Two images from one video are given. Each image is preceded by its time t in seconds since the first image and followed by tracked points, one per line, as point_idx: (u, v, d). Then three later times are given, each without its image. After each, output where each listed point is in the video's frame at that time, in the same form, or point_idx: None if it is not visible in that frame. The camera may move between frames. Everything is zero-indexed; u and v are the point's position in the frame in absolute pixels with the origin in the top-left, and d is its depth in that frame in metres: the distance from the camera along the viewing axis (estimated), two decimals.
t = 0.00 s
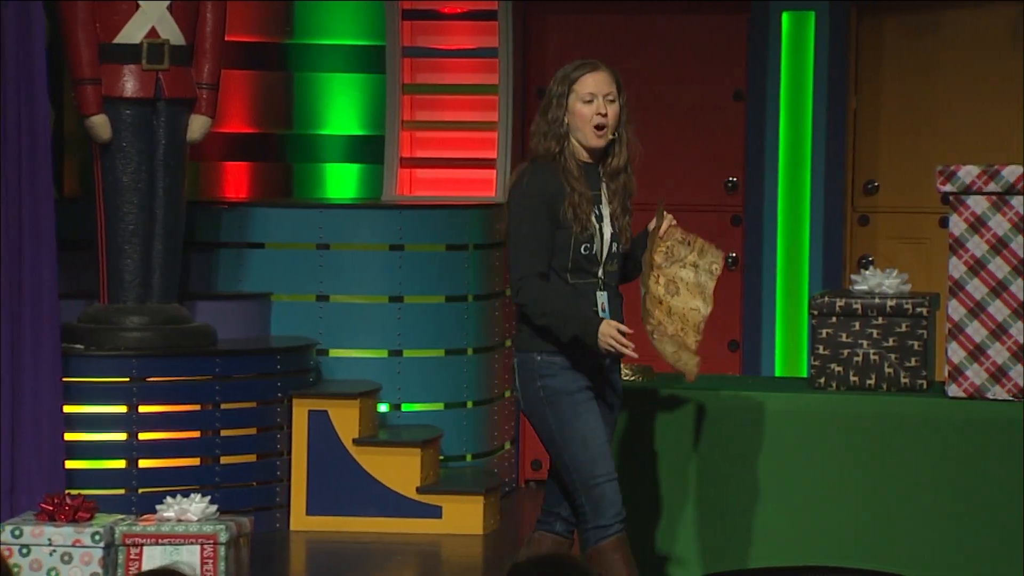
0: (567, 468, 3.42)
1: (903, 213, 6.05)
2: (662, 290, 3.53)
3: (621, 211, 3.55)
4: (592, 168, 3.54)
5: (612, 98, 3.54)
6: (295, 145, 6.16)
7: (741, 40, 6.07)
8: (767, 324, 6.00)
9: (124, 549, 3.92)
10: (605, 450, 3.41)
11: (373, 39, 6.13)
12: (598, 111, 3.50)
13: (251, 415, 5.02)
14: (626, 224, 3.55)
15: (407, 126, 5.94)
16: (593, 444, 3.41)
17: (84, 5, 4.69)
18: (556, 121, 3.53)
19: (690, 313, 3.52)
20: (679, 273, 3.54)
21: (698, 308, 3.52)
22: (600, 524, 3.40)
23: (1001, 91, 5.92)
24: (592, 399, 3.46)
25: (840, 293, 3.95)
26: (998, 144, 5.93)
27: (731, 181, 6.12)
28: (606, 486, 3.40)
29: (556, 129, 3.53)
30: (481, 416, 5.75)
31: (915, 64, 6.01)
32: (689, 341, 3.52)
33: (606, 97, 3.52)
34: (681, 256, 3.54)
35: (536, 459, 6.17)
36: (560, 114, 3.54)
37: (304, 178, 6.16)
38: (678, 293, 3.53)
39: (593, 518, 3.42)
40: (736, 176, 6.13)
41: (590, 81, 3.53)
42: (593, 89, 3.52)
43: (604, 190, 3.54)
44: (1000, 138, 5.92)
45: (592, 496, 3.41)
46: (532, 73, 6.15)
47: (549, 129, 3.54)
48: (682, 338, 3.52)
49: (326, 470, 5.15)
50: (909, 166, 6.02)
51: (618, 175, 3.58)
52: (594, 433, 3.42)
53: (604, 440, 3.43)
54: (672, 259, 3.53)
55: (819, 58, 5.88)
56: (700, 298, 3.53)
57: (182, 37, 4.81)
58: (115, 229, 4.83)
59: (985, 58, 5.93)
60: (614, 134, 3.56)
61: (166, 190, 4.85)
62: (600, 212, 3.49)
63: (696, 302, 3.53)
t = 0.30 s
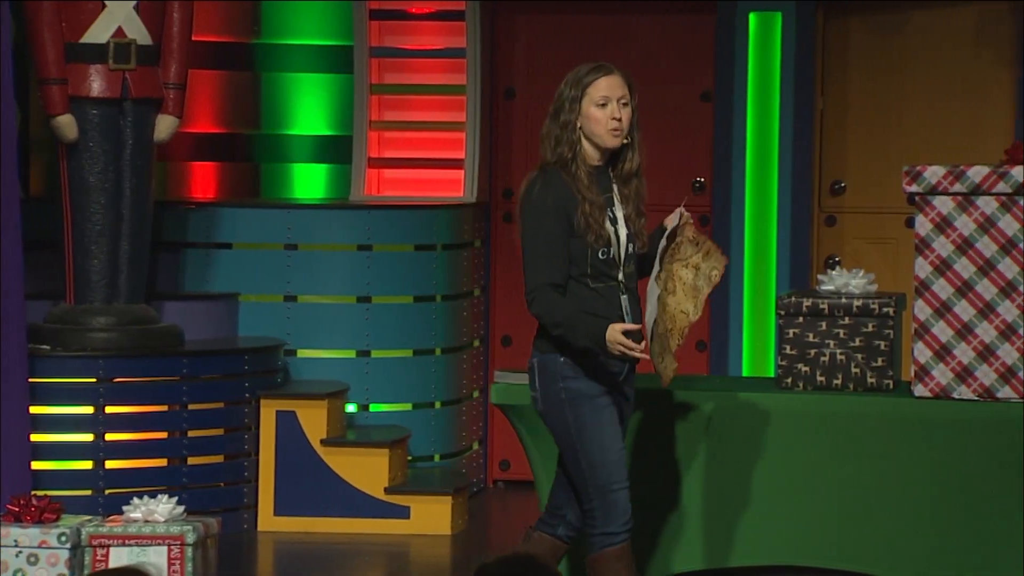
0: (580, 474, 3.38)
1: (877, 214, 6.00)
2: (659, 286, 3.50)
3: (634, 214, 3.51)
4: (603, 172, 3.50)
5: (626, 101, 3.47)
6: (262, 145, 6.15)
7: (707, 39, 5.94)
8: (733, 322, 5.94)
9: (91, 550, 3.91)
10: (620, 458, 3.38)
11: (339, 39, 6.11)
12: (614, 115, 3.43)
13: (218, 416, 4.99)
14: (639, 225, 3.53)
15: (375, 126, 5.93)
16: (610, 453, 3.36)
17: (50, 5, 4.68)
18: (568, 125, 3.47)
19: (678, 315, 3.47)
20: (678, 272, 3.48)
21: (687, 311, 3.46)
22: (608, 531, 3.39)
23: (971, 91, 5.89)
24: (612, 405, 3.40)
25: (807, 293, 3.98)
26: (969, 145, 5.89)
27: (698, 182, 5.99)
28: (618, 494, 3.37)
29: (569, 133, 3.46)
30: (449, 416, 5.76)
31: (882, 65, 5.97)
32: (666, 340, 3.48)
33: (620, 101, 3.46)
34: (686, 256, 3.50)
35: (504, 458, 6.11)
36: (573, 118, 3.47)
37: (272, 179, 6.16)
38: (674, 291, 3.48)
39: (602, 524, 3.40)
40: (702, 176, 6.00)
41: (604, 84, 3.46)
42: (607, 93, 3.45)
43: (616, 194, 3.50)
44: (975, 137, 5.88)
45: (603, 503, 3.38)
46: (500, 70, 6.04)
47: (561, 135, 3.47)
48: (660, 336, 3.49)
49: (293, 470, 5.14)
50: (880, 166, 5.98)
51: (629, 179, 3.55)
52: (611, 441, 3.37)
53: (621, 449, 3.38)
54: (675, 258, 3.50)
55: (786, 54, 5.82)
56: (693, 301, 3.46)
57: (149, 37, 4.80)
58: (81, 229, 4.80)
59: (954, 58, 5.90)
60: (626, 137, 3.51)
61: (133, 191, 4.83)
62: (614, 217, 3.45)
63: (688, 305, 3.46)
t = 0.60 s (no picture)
0: (556, 472, 3.29)
1: (835, 213, 6.00)
2: (650, 270, 3.32)
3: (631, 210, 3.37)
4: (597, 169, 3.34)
5: (616, 94, 3.31)
6: (218, 145, 6.13)
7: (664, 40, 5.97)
8: (691, 322, 5.97)
9: (46, 551, 3.90)
10: (598, 464, 3.27)
11: (296, 40, 6.09)
12: (605, 110, 3.27)
13: (173, 416, 4.97)
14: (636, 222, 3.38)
15: (332, 126, 5.92)
16: (589, 457, 3.26)
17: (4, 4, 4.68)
18: (560, 123, 3.30)
19: (664, 304, 3.31)
20: (672, 261, 3.35)
21: (676, 301, 3.31)
22: (575, 532, 3.31)
23: (929, 90, 5.89)
24: (602, 410, 3.28)
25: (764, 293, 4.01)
26: (930, 142, 5.90)
27: (655, 182, 6.02)
28: (591, 499, 3.28)
29: (560, 132, 3.30)
30: (407, 416, 5.75)
31: (841, 67, 5.97)
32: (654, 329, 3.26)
33: (611, 95, 3.30)
34: (682, 247, 3.36)
35: (462, 459, 6.13)
36: (564, 116, 3.30)
37: (228, 178, 6.14)
38: (665, 278, 3.33)
39: (571, 525, 3.32)
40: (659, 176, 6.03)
41: (592, 80, 3.30)
42: (597, 88, 3.29)
43: (610, 190, 3.33)
44: (937, 135, 5.89)
45: (574, 505, 3.30)
46: (456, 71, 6.05)
47: (552, 134, 3.31)
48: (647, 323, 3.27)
49: (250, 471, 5.13)
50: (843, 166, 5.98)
51: (624, 174, 3.38)
52: (592, 446, 3.26)
53: (601, 454, 3.28)
54: (673, 246, 3.36)
55: (743, 55, 5.81)
56: (685, 292, 3.32)
57: (104, 36, 4.77)
58: (37, 230, 4.79)
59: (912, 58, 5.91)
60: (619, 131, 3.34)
61: (89, 191, 4.80)
62: (608, 214, 3.29)
63: (676, 296, 3.32)
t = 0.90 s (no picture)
0: (512, 471, 3.31)
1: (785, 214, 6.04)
2: (618, 294, 3.32)
3: (591, 210, 3.34)
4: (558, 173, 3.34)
5: (581, 99, 3.31)
6: (168, 145, 6.10)
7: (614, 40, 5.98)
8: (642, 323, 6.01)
9: None
10: (554, 465, 3.29)
11: (247, 39, 6.07)
12: (570, 114, 3.27)
13: (122, 417, 4.95)
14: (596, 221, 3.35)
15: (283, 126, 5.92)
16: (543, 457, 3.28)
17: None
18: (523, 125, 3.30)
19: (629, 320, 3.29)
20: (645, 288, 3.36)
21: (646, 314, 3.31)
22: (532, 531, 3.33)
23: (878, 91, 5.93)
24: (561, 411, 3.29)
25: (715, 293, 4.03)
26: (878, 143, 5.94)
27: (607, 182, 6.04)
28: (547, 498, 3.30)
29: (524, 134, 3.31)
30: (359, 416, 5.75)
31: (790, 70, 6.01)
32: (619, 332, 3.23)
33: (577, 100, 3.30)
34: (653, 278, 3.38)
35: (414, 460, 6.13)
36: (528, 118, 3.30)
37: (178, 178, 6.12)
38: (633, 300, 3.33)
39: (527, 524, 3.33)
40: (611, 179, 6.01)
41: (558, 84, 3.30)
42: (563, 91, 3.29)
43: (569, 195, 3.33)
44: (885, 135, 5.92)
45: (528, 503, 3.32)
46: (408, 71, 6.05)
47: (515, 136, 3.31)
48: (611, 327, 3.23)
49: (201, 472, 5.12)
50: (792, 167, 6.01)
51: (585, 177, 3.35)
52: (548, 446, 3.28)
53: (557, 455, 3.29)
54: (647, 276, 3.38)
55: (693, 59, 5.82)
56: (655, 311, 3.33)
57: (53, 36, 4.77)
58: None
59: (856, 60, 5.95)
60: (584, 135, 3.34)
61: (38, 192, 4.78)
62: (564, 218, 3.30)
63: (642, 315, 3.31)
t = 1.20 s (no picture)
0: (476, 472, 3.35)
1: (742, 214, 6.06)
2: (569, 290, 3.29)
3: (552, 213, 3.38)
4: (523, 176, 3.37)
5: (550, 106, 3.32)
6: (125, 145, 6.07)
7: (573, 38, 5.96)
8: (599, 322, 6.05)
9: None
10: (515, 465, 3.31)
11: (204, 39, 6.05)
12: (538, 123, 3.29)
13: (79, 418, 4.97)
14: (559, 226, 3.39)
15: (240, 126, 5.90)
16: (504, 456, 3.30)
17: None
18: (491, 130, 3.32)
19: (573, 326, 3.24)
20: (596, 290, 3.30)
21: (585, 326, 3.24)
22: (493, 532, 3.35)
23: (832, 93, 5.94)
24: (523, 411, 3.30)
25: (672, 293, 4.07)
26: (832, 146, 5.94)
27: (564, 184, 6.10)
28: (508, 498, 3.32)
29: (491, 139, 3.33)
30: (317, 416, 5.75)
31: (746, 72, 6.02)
32: (554, 342, 3.18)
33: (546, 108, 3.31)
34: (608, 282, 3.32)
35: (372, 460, 6.13)
36: (496, 124, 3.32)
37: (136, 178, 6.09)
38: (582, 303, 3.28)
39: (489, 525, 3.35)
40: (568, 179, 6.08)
41: (527, 91, 3.31)
42: (533, 99, 3.30)
43: (532, 198, 3.38)
44: (840, 135, 5.94)
45: (489, 503, 3.34)
46: (366, 71, 6.05)
47: (483, 140, 3.34)
48: (549, 334, 3.20)
49: (158, 473, 5.11)
50: (748, 168, 6.03)
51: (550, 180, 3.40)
52: (509, 446, 3.30)
53: (519, 455, 3.31)
54: (602, 278, 3.32)
55: (651, 61, 5.87)
56: (597, 323, 3.26)
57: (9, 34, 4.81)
58: None
59: (807, 62, 5.96)
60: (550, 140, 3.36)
61: None
62: (524, 221, 3.35)
63: (588, 322, 3.26)
